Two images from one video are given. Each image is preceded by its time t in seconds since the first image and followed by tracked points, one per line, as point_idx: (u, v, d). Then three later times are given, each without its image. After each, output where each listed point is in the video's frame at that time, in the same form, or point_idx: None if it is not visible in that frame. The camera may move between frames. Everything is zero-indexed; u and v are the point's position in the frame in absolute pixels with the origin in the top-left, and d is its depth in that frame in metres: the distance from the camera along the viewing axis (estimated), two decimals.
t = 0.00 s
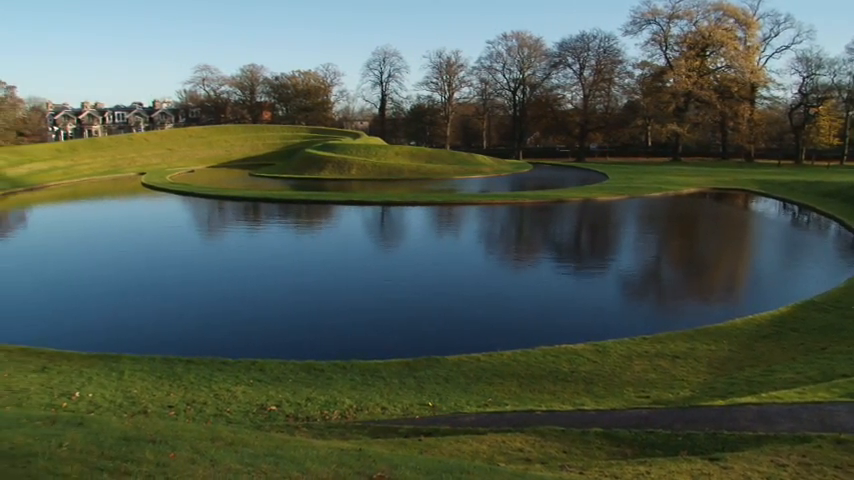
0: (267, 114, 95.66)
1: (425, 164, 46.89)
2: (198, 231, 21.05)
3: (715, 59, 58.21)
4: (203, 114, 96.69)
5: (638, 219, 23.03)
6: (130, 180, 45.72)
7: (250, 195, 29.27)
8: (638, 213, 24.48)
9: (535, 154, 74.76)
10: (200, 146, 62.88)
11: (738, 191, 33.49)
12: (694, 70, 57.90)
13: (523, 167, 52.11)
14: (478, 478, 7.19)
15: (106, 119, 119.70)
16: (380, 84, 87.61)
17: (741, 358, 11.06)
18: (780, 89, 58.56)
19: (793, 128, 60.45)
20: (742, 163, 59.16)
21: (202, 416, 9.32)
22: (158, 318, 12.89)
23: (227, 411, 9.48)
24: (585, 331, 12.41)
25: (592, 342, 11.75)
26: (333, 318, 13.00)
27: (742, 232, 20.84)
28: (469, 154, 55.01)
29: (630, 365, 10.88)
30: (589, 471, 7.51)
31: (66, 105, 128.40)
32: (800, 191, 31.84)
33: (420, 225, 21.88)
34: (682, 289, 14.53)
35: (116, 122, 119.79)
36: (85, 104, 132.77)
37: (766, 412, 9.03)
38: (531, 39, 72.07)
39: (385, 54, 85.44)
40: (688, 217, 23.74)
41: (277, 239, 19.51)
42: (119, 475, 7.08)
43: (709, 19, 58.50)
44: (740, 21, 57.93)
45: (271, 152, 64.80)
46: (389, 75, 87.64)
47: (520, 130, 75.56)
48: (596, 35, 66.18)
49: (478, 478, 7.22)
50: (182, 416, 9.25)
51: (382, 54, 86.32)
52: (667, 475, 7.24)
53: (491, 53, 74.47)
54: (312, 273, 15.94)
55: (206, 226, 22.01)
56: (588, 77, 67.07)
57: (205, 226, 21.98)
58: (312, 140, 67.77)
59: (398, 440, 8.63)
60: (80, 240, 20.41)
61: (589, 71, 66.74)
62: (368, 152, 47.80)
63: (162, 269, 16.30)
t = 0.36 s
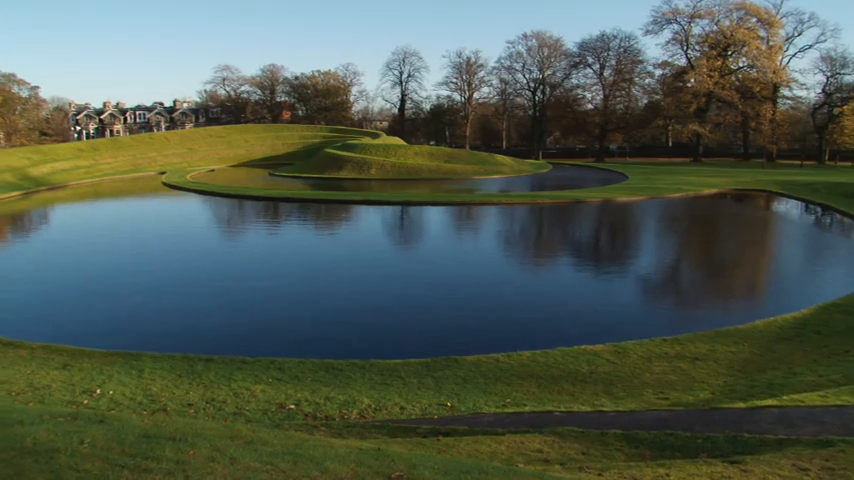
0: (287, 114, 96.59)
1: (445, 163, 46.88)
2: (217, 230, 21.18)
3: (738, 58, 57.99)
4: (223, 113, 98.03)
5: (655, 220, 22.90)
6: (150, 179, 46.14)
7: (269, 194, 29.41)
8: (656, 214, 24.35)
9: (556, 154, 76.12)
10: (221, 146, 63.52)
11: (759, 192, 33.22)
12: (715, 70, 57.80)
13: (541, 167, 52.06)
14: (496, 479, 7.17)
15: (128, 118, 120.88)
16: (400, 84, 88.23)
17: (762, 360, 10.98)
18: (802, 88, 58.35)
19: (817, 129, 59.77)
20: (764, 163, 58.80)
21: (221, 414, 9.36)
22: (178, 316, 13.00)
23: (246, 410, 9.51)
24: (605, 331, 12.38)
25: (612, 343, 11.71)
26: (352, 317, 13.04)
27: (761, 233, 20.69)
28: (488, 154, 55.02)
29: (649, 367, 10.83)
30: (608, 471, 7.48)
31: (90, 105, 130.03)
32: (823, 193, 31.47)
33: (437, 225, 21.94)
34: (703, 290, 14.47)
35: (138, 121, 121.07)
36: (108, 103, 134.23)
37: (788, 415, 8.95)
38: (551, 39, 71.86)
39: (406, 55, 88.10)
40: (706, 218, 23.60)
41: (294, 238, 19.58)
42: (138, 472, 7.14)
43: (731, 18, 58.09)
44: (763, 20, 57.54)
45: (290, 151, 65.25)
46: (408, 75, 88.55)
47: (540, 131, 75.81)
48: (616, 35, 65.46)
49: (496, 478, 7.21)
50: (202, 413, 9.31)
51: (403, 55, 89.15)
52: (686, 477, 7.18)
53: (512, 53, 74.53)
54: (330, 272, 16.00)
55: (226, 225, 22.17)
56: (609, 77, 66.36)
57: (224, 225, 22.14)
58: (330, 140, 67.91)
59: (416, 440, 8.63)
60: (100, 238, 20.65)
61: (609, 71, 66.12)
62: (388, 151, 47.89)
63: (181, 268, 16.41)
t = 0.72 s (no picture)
0: (307, 114, 97.27)
1: (465, 163, 46.87)
2: (234, 229, 21.28)
3: (760, 58, 57.64)
4: (244, 112, 99.05)
5: (675, 221, 22.75)
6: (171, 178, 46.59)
7: (288, 194, 29.52)
8: (675, 215, 24.17)
9: (576, 154, 76.06)
10: (242, 145, 64.09)
11: (782, 193, 32.91)
12: (737, 70, 57.41)
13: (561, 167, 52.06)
14: None
15: (150, 118, 121.84)
16: (420, 84, 88.61)
17: (784, 362, 10.88)
18: (827, 88, 57.62)
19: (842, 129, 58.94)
20: (787, 164, 58.47)
21: (241, 413, 9.40)
22: (197, 315, 13.08)
23: (265, 409, 9.53)
24: (624, 332, 12.33)
25: (632, 344, 11.67)
26: (370, 317, 13.06)
27: (781, 235, 20.52)
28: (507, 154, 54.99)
29: (670, 368, 10.77)
30: (628, 472, 7.44)
31: (112, 104, 131.15)
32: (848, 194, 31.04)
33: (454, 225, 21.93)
34: (723, 292, 14.37)
35: (159, 121, 122.08)
36: (129, 103, 135.47)
37: (811, 419, 8.85)
38: (571, 39, 71.59)
39: (426, 55, 88.84)
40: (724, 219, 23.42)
41: (311, 239, 19.61)
42: (159, 468, 7.16)
43: (755, 17, 57.71)
44: (787, 19, 57.06)
45: (310, 151, 65.71)
46: (428, 75, 88.87)
47: (560, 131, 75.73)
48: (638, 35, 65.48)
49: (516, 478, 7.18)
50: (221, 412, 9.34)
51: (422, 55, 89.93)
52: None
53: (532, 53, 74.25)
54: (346, 272, 16.03)
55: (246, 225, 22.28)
56: (630, 77, 66.38)
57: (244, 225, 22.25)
58: (351, 140, 68.11)
59: (435, 440, 8.62)
60: (118, 237, 20.82)
61: (630, 71, 66.14)
62: (408, 151, 47.99)
63: (199, 267, 16.50)
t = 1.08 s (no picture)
0: (326, 114, 97.62)
1: (484, 163, 46.88)
2: (252, 229, 21.37)
3: (782, 57, 57.23)
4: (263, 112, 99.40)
5: (693, 222, 22.60)
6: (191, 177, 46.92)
7: (307, 194, 29.61)
8: (692, 216, 24.02)
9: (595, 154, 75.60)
10: (262, 145, 64.49)
11: (805, 195, 32.59)
12: (759, 69, 56.97)
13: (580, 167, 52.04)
14: None
15: (170, 117, 122.54)
16: (439, 84, 88.73)
17: (805, 365, 10.79)
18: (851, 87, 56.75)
19: None
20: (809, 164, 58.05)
21: (259, 412, 9.42)
22: (215, 315, 13.13)
23: (284, 408, 9.56)
24: (643, 334, 12.27)
25: (650, 345, 11.63)
26: (389, 317, 13.07)
27: (801, 236, 20.33)
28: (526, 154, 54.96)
29: (689, 370, 10.72)
30: (648, 474, 7.37)
31: (133, 105, 131.99)
32: None
33: (473, 225, 21.92)
34: (744, 293, 14.29)
35: (179, 120, 122.84)
36: (150, 103, 136.65)
37: (833, 423, 8.77)
38: (591, 39, 71.41)
39: (445, 55, 89.14)
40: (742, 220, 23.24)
41: (328, 238, 19.64)
42: (178, 466, 7.16)
43: (777, 16, 57.18)
44: (810, 17, 56.54)
45: (329, 150, 66.03)
46: (447, 75, 88.96)
47: (579, 132, 75.60)
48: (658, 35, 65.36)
49: None
50: (240, 410, 9.37)
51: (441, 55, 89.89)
52: None
53: (552, 53, 74.17)
54: (363, 272, 16.04)
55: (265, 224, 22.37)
56: (650, 77, 66.13)
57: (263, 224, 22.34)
58: (370, 140, 68.16)
59: (452, 440, 8.61)
60: (137, 236, 20.97)
61: (650, 71, 65.87)
62: (427, 151, 48.06)
63: (217, 266, 16.57)
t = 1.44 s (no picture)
0: (345, 113, 97.99)
1: (503, 163, 46.82)
2: (269, 229, 21.43)
3: (805, 56, 56.66)
4: (282, 112, 99.85)
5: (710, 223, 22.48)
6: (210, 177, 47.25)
7: (324, 194, 29.61)
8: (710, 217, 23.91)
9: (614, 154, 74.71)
10: (281, 144, 64.84)
11: (828, 196, 32.22)
12: (780, 69, 56.66)
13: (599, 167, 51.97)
14: None
15: (189, 117, 123.27)
16: (458, 84, 88.39)
17: (826, 368, 10.68)
18: None
19: None
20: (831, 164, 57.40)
21: (277, 411, 9.43)
22: (234, 314, 13.18)
23: (302, 407, 9.57)
24: (661, 335, 12.22)
25: (669, 347, 11.57)
26: (407, 317, 13.08)
27: (821, 237, 20.12)
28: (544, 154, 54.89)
29: (708, 372, 10.67)
30: (667, 475, 7.32)
31: (153, 105, 132.99)
32: None
33: (490, 225, 21.91)
34: (765, 295, 14.17)
35: (199, 120, 123.69)
36: (170, 102, 137.76)
37: None
38: (611, 39, 71.38)
39: (464, 55, 88.82)
40: (760, 221, 23.06)
41: (344, 238, 19.68)
42: (197, 464, 7.15)
43: (800, 16, 56.82)
44: (834, 16, 56.04)
45: (347, 150, 66.23)
46: (466, 75, 88.98)
47: (598, 131, 75.44)
48: (678, 35, 64.83)
49: None
50: (258, 409, 9.38)
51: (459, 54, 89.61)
52: None
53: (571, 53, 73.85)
54: (381, 271, 16.04)
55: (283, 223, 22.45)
56: (669, 77, 65.86)
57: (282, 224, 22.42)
58: (388, 140, 68.13)
59: (470, 441, 8.58)
60: (154, 235, 21.10)
61: (670, 71, 65.62)
62: (446, 151, 48.08)
63: (235, 265, 16.63)
